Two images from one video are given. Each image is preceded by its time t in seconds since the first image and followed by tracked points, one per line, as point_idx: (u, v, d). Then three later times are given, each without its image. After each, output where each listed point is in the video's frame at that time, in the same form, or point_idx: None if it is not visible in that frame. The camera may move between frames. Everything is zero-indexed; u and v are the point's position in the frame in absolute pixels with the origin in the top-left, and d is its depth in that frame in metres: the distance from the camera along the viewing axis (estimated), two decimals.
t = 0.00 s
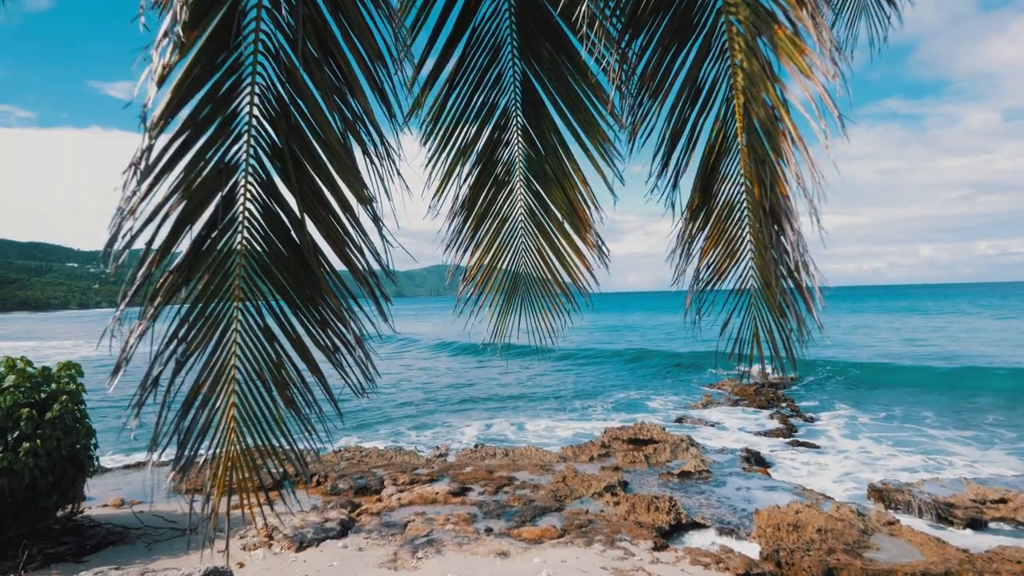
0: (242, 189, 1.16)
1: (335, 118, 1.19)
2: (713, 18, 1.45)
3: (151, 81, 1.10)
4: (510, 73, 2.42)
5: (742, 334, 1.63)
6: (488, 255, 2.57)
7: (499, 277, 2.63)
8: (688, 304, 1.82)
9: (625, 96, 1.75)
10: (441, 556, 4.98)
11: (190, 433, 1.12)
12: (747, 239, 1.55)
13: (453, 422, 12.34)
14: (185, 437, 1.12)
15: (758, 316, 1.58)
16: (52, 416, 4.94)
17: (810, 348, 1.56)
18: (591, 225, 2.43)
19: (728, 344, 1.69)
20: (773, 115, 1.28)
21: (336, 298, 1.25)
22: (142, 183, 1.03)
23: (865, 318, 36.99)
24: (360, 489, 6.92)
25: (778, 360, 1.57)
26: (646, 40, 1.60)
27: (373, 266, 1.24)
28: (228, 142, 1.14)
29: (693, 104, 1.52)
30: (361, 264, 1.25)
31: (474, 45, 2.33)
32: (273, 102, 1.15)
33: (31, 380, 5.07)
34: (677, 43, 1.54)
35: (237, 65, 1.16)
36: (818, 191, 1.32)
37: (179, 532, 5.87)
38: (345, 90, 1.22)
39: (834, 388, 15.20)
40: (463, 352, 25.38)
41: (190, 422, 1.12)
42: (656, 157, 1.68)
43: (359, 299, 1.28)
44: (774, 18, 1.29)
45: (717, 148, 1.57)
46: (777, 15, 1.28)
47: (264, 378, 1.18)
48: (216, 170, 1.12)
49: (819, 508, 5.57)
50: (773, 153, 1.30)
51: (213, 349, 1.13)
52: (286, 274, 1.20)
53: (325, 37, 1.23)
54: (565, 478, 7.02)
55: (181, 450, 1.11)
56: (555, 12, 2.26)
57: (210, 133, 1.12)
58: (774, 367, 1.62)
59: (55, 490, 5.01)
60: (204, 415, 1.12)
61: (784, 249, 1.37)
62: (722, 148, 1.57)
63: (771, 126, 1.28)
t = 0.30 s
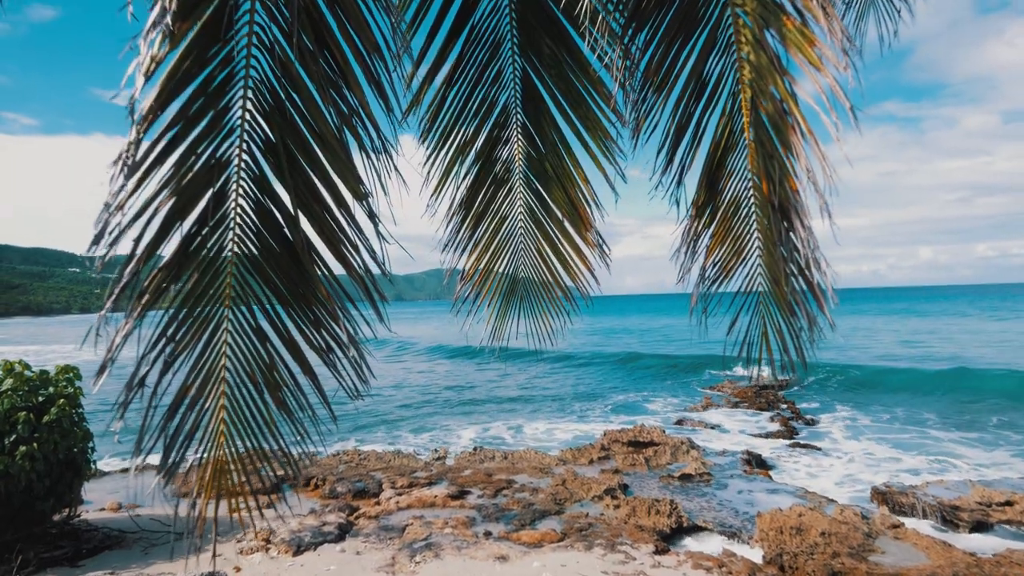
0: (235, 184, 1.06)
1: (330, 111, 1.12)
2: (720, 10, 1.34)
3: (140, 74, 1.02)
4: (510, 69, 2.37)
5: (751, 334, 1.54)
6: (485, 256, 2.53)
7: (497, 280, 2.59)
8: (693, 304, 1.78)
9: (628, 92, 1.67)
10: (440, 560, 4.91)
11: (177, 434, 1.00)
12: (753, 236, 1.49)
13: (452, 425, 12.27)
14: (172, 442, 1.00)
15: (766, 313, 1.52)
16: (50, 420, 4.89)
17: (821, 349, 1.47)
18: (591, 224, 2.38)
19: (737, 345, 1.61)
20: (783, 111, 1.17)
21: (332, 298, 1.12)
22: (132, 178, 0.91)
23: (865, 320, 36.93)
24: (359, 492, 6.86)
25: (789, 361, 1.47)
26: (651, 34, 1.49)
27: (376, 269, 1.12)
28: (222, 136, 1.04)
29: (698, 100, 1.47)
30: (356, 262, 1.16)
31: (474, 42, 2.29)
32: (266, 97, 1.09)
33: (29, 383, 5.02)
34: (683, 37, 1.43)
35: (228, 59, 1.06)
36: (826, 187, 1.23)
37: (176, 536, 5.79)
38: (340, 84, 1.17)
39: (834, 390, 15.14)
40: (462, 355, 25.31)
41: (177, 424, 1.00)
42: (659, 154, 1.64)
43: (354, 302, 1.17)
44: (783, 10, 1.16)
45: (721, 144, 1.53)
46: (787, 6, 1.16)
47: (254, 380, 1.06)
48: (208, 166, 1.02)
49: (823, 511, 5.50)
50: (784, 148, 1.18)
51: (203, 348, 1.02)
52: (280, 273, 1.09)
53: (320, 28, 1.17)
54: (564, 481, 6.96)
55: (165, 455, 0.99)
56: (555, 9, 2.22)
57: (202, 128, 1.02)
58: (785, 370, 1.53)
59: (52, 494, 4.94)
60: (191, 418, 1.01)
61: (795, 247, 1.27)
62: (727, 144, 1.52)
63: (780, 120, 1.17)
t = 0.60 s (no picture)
0: (222, 175, 0.99)
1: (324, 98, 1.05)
2: None
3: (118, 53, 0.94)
4: (510, 60, 2.34)
5: (758, 333, 1.52)
6: (484, 253, 2.50)
7: (495, 281, 2.56)
8: (699, 304, 1.74)
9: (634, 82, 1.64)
10: (438, 564, 4.86)
11: (159, 436, 0.93)
12: (764, 231, 1.46)
13: (449, 427, 12.21)
14: (153, 446, 0.93)
15: (774, 311, 1.49)
16: (39, 422, 4.81)
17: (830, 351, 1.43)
18: (593, 220, 2.34)
19: (744, 345, 1.58)
20: (793, 102, 1.13)
21: (326, 294, 1.05)
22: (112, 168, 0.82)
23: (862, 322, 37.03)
24: (356, 496, 6.80)
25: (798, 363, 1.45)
26: (657, 22, 1.45)
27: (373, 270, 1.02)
28: (212, 122, 0.97)
29: (705, 91, 1.44)
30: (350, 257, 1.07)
31: (474, 30, 2.26)
32: (257, 83, 1.02)
33: (18, 385, 4.95)
34: (689, 25, 1.40)
35: (217, 44, 0.99)
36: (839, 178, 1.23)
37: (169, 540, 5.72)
38: (335, 68, 1.08)
39: (833, 391, 15.13)
40: (459, 357, 25.26)
41: (160, 426, 0.94)
42: (666, 146, 1.61)
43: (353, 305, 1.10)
44: None
45: (730, 136, 1.49)
46: None
47: (244, 380, 1.00)
48: (194, 154, 0.94)
49: (823, 513, 5.48)
50: (792, 141, 1.15)
51: (189, 344, 0.97)
52: (269, 268, 1.02)
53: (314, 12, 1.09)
54: (564, 483, 6.91)
55: (146, 459, 0.92)
56: None
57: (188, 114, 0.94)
58: (790, 372, 1.50)
59: (42, 497, 4.87)
60: (174, 420, 0.94)
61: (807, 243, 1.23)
62: (735, 137, 1.48)
63: (790, 111, 1.13)
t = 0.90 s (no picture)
0: (207, 162, 0.89)
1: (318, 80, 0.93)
2: None
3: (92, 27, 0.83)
4: (511, 50, 2.31)
5: (767, 332, 1.52)
6: (483, 250, 2.45)
7: (492, 282, 2.52)
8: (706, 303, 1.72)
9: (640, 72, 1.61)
10: (435, 569, 4.81)
11: (136, 439, 0.85)
12: (774, 227, 1.45)
13: (447, 430, 12.15)
14: (130, 449, 0.85)
15: (786, 310, 1.48)
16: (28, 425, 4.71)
17: (843, 351, 1.41)
18: (595, 216, 2.30)
19: (750, 343, 1.58)
20: (806, 90, 1.09)
21: (317, 291, 0.96)
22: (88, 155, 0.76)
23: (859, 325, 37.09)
24: (352, 499, 6.74)
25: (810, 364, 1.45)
26: (664, 8, 1.41)
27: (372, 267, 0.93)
28: (194, 108, 0.86)
29: (713, 82, 1.41)
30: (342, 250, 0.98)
31: (474, 20, 2.22)
32: (244, 62, 0.91)
33: (7, 388, 4.89)
34: (697, 14, 1.37)
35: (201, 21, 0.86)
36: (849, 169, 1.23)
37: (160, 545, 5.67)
38: (327, 51, 0.97)
39: (831, 393, 15.13)
40: (457, 359, 25.19)
41: (138, 430, 0.85)
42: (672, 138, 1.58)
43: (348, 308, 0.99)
44: None
45: (738, 129, 1.45)
46: None
47: (228, 382, 0.91)
48: (178, 140, 0.85)
49: (823, 516, 5.45)
50: (806, 131, 1.12)
51: (170, 342, 0.88)
52: (256, 262, 0.92)
53: None
54: (562, 487, 6.87)
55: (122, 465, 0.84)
56: None
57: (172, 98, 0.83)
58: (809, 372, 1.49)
59: (30, 502, 4.81)
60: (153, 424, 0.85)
61: (820, 239, 1.22)
62: (744, 130, 1.45)
63: (803, 101, 1.10)
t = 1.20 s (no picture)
0: (193, 152, 0.86)
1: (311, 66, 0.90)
2: None
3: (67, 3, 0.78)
4: (510, 40, 2.28)
5: (775, 333, 1.49)
6: (480, 246, 2.42)
7: (489, 282, 2.49)
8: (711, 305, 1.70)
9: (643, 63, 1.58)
10: (433, 573, 4.76)
11: (116, 442, 0.81)
12: (782, 223, 1.44)
13: (445, 432, 12.09)
14: (110, 455, 0.81)
15: (795, 312, 1.45)
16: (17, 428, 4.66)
17: (852, 351, 1.38)
18: (596, 212, 2.27)
19: (759, 344, 1.55)
20: (815, 80, 1.07)
21: (308, 288, 0.92)
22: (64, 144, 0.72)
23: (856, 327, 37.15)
24: (349, 502, 6.69)
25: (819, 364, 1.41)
26: None
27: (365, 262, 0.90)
28: (178, 94, 0.82)
29: (718, 72, 1.38)
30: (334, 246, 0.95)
31: (471, 10, 2.19)
32: (231, 48, 0.88)
33: None
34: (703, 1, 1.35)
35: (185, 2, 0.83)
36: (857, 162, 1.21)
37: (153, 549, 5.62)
38: (318, 35, 0.94)
39: (830, 394, 15.13)
40: (455, 361, 25.14)
41: (118, 433, 0.81)
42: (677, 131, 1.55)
43: (343, 309, 0.97)
44: None
45: (744, 121, 1.43)
46: None
47: (213, 381, 0.88)
48: (160, 128, 0.81)
49: (823, 518, 5.43)
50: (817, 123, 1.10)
51: (150, 342, 0.83)
52: (243, 257, 0.88)
53: None
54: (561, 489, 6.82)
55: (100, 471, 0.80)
56: None
57: (155, 82, 0.80)
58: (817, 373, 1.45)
59: (21, 506, 4.73)
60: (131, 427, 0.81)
61: (829, 235, 1.20)
62: (750, 122, 1.43)
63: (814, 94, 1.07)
